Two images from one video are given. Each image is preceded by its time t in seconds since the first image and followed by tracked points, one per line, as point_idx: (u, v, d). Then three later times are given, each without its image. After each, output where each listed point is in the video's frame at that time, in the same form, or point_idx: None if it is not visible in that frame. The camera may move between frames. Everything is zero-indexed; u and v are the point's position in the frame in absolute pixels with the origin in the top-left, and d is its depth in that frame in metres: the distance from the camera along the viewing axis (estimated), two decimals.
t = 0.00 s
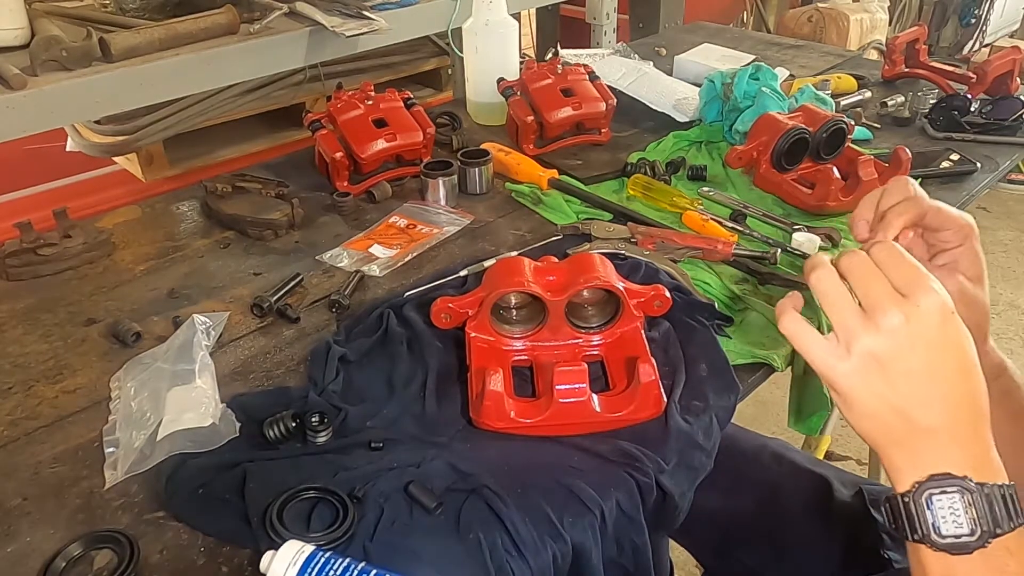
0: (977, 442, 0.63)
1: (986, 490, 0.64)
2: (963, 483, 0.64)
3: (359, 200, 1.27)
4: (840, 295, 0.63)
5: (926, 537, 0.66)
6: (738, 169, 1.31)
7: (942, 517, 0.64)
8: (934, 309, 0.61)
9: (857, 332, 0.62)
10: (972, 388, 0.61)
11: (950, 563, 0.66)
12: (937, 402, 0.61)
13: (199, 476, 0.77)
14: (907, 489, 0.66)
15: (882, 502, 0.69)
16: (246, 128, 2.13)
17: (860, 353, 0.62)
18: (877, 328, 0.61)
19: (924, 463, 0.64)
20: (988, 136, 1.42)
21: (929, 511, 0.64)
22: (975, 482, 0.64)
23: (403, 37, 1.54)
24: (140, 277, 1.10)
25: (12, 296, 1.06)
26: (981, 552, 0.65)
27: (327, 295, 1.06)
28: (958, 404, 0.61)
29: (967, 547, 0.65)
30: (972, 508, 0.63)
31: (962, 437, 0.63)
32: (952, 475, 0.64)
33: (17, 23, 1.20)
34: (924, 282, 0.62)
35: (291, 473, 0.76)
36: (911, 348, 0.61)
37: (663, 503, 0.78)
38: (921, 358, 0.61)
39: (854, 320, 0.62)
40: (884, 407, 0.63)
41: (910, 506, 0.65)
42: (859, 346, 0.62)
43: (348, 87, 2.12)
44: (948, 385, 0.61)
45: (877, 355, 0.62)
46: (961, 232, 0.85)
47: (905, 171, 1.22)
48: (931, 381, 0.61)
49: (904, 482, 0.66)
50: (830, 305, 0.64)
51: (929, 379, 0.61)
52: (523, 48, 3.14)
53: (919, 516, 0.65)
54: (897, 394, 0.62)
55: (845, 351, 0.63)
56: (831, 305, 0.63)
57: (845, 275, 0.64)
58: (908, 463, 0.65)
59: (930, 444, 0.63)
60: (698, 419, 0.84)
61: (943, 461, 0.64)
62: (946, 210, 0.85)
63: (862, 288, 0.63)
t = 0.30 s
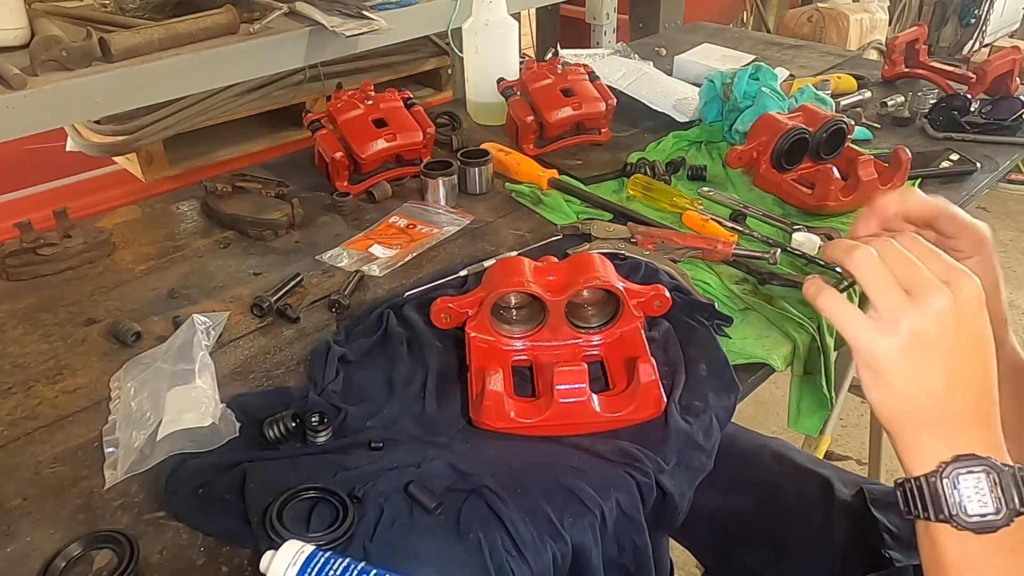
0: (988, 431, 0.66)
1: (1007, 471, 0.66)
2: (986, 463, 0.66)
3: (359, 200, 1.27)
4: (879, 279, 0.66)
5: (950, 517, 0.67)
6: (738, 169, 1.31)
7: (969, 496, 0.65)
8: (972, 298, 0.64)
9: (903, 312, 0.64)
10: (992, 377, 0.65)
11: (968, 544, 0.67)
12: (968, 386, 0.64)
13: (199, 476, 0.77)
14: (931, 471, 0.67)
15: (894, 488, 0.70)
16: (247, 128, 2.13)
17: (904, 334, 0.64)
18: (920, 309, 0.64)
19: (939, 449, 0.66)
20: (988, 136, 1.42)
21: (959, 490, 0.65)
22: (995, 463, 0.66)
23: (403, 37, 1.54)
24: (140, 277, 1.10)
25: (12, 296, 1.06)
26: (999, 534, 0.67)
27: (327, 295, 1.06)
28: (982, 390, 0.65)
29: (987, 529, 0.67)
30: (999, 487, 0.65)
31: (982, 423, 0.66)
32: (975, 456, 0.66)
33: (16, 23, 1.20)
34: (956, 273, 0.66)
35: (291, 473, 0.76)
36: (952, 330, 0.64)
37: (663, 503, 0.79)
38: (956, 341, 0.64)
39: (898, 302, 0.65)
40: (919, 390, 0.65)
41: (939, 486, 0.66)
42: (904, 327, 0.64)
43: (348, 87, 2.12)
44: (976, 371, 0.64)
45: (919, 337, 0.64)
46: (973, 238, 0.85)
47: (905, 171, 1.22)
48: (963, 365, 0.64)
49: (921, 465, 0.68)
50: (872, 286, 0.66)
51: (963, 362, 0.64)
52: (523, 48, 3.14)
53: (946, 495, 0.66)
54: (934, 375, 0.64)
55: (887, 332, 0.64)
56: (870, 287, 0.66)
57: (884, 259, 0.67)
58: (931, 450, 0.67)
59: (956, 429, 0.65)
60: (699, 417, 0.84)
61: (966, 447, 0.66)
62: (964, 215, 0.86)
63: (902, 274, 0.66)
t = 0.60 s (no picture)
0: (999, 436, 0.67)
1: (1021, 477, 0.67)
2: (1003, 469, 0.66)
3: (359, 200, 1.27)
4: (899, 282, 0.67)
5: (965, 523, 0.67)
6: (738, 169, 1.31)
7: (985, 503, 0.66)
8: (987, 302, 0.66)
9: (925, 315, 0.65)
10: (1004, 379, 0.67)
11: (981, 549, 0.68)
12: (984, 388, 0.66)
13: (198, 476, 0.77)
14: (947, 475, 0.68)
15: (907, 492, 0.70)
16: (247, 128, 2.13)
17: (925, 336, 0.65)
18: (940, 313, 0.65)
19: (952, 454, 0.67)
20: (988, 136, 1.42)
21: (975, 497, 0.66)
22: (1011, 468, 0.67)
23: (403, 37, 1.54)
24: (140, 277, 1.10)
25: (11, 296, 1.06)
26: (1012, 539, 0.68)
27: (327, 295, 1.06)
28: (996, 393, 0.66)
29: (1003, 535, 0.67)
30: (1014, 494, 0.66)
31: (995, 426, 0.67)
32: (992, 462, 0.67)
33: (16, 23, 1.20)
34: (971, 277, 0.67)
35: (291, 473, 0.76)
36: (971, 334, 0.65)
37: (662, 504, 0.79)
38: (974, 344, 0.65)
39: (918, 306, 0.66)
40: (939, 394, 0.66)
41: (956, 492, 0.67)
42: (926, 329, 0.65)
43: (348, 87, 2.12)
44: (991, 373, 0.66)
45: (940, 339, 0.65)
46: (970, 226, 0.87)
47: (905, 171, 1.22)
48: (979, 369, 0.66)
49: (935, 470, 0.68)
50: (892, 288, 0.67)
51: (979, 365, 0.65)
52: (523, 48, 3.14)
53: (962, 502, 0.66)
54: (954, 379, 0.65)
55: (909, 335, 0.65)
56: (890, 290, 0.67)
57: (900, 261, 0.67)
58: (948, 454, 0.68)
59: (972, 433, 0.67)
60: (699, 417, 0.84)
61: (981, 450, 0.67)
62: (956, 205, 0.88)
63: (921, 276, 0.67)
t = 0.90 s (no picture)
0: (993, 439, 0.67)
1: (1015, 479, 0.67)
2: (997, 471, 0.67)
3: (359, 200, 1.27)
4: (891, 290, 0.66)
5: (961, 525, 0.68)
6: (738, 169, 1.31)
7: (981, 504, 0.66)
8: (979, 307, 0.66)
9: (919, 322, 0.65)
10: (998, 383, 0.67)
11: (976, 550, 0.68)
12: (980, 392, 0.66)
13: (198, 476, 0.77)
14: (942, 478, 0.68)
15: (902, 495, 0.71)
16: (247, 128, 2.13)
17: (921, 343, 0.65)
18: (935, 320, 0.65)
19: (947, 458, 0.67)
20: (988, 137, 1.42)
21: (970, 498, 0.66)
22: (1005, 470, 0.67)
23: (403, 37, 1.54)
24: (140, 277, 1.10)
25: (11, 296, 1.06)
26: (1006, 541, 0.68)
27: (327, 295, 1.06)
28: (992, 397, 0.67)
29: (999, 536, 0.68)
30: (1008, 495, 0.66)
31: (991, 430, 0.67)
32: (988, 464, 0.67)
33: (16, 23, 1.20)
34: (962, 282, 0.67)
35: (291, 473, 0.76)
36: (966, 340, 0.65)
37: (662, 504, 0.79)
38: (970, 350, 0.65)
39: (911, 314, 0.65)
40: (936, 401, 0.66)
41: (951, 493, 0.67)
42: (921, 337, 0.65)
43: (348, 87, 2.12)
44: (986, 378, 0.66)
45: (936, 346, 0.65)
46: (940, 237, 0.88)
47: (905, 171, 1.22)
48: (974, 373, 0.65)
49: (929, 473, 0.69)
50: (884, 298, 0.66)
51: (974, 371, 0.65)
52: (523, 48, 3.14)
53: (958, 502, 0.67)
54: (950, 385, 0.65)
55: (904, 343, 0.65)
56: (884, 298, 0.67)
57: (892, 270, 0.67)
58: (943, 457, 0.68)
59: (968, 437, 0.67)
60: (699, 417, 0.84)
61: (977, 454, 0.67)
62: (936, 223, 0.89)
63: (913, 284, 0.66)
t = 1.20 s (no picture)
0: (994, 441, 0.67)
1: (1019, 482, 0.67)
2: (1000, 474, 0.67)
3: (359, 200, 1.27)
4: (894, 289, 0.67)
5: (965, 528, 0.67)
6: (738, 169, 1.31)
7: (985, 507, 0.66)
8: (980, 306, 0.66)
9: (922, 323, 0.65)
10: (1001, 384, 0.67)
11: (979, 553, 0.68)
12: (983, 392, 0.66)
13: (199, 476, 0.77)
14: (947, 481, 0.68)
15: (904, 498, 0.71)
16: (247, 128, 2.13)
17: (924, 343, 0.65)
18: (938, 320, 0.65)
19: (951, 460, 0.67)
20: (988, 137, 1.42)
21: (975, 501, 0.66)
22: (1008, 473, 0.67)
23: (403, 37, 1.54)
24: (140, 277, 1.11)
25: (11, 296, 1.07)
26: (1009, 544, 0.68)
27: (327, 295, 1.06)
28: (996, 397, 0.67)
29: (1002, 539, 0.67)
30: (1012, 498, 0.66)
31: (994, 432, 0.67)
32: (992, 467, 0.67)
33: (16, 23, 1.20)
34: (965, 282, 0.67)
35: (291, 473, 0.76)
36: (969, 340, 0.65)
37: (662, 504, 0.79)
38: (972, 351, 0.65)
39: (915, 313, 0.65)
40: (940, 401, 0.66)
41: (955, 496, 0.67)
42: (925, 337, 0.65)
43: (348, 87, 2.12)
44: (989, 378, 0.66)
45: (941, 346, 0.65)
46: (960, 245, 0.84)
47: (905, 171, 1.22)
48: (977, 373, 0.66)
49: (932, 476, 0.68)
50: (888, 297, 0.67)
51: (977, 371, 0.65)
52: (523, 48, 3.15)
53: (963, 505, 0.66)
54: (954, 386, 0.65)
55: (907, 342, 0.65)
56: (888, 298, 0.67)
57: (895, 269, 0.67)
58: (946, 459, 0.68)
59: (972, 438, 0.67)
60: (699, 417, 0.84)
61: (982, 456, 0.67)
62: (950, 224, 0.84)
63: (917, 282, 0.66)
